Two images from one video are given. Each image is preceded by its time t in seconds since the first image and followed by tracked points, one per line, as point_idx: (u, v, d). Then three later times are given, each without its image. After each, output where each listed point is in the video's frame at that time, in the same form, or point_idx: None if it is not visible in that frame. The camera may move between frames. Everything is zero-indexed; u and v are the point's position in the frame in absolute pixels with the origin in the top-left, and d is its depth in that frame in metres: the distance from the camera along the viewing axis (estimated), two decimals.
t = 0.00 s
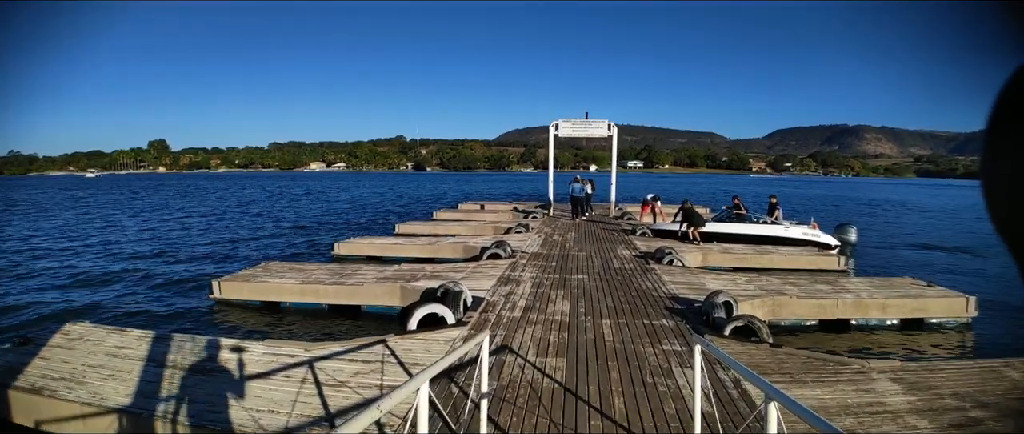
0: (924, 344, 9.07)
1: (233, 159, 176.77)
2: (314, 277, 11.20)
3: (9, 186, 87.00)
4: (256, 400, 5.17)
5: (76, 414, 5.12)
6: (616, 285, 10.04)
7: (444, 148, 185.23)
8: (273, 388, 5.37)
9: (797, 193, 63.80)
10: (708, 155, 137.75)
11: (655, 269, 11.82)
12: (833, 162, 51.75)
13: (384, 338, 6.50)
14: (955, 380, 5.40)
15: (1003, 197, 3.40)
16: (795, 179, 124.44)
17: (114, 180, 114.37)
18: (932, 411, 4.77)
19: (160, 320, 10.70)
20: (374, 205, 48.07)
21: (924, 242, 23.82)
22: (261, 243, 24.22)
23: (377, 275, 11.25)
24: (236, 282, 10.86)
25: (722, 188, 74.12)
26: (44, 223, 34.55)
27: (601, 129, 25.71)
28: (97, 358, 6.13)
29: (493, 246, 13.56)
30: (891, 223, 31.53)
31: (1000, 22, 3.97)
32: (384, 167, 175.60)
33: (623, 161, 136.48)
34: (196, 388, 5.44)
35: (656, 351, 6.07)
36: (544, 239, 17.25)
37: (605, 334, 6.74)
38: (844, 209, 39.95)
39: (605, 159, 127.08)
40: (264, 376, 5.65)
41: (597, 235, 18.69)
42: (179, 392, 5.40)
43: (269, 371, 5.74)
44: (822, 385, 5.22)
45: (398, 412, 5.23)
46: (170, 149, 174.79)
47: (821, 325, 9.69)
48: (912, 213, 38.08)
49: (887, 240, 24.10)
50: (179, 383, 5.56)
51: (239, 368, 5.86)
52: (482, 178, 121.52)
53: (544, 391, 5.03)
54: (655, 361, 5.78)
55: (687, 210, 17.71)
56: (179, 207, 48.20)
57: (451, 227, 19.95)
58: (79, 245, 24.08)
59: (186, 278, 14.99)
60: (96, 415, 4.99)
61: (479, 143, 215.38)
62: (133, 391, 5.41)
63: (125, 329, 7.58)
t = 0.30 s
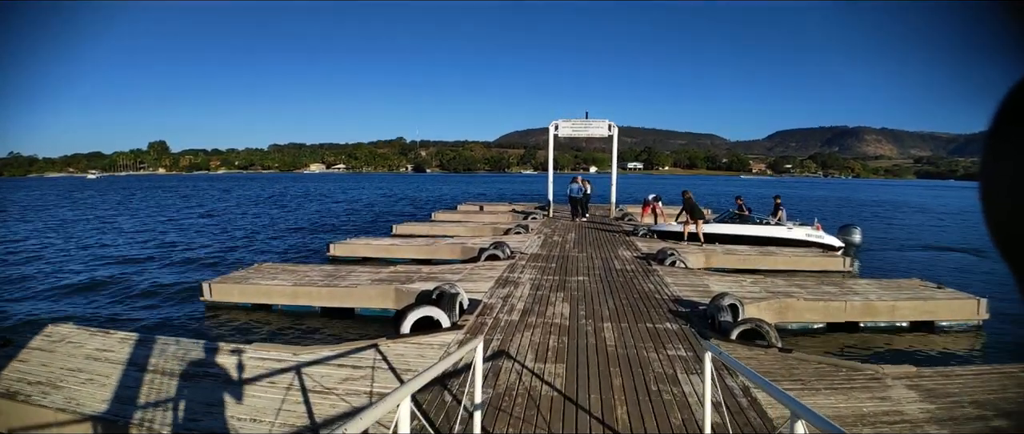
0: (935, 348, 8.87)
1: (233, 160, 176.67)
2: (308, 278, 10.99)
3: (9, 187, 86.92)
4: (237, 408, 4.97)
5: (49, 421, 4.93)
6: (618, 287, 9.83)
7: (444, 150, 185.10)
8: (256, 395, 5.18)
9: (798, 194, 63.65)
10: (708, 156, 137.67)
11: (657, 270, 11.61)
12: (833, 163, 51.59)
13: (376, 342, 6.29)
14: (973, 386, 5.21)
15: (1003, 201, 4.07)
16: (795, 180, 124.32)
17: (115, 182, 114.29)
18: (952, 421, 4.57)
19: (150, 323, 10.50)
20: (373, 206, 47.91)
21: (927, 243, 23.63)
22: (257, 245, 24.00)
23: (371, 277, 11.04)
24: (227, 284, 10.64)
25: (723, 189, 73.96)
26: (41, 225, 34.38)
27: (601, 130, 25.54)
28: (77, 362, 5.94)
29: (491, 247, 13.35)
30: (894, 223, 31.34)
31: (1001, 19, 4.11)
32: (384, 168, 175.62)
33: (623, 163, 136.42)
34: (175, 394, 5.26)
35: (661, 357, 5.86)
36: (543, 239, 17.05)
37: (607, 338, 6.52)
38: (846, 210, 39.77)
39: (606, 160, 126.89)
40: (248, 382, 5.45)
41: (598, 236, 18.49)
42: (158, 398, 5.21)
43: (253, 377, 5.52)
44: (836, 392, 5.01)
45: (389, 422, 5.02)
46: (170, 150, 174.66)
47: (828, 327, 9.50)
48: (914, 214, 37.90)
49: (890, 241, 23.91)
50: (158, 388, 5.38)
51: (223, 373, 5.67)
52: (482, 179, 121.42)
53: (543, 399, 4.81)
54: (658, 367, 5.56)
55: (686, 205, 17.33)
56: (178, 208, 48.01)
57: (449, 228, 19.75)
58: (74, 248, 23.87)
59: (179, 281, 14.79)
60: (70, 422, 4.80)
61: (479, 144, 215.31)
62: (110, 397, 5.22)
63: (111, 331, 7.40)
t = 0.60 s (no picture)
0: (943, 350, 8.70)
1: (233, 161, 176.49)
2: (300, 279, 10.80)
3: (7, 188, 86.79)
4: (215, 413, 4.81)
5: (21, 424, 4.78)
6: (617, 288, 9.64)
7: (443, 151, 184.99)
8: (236, 398, 5.02)
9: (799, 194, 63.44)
10: (708, 158, 137.47)
11: (657, 271, 11.44)
12: (834, 163, 51.46)
13: (364, 345, 6.12)
14: (987, 392, 5.04)
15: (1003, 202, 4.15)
16: (795, 181, 124.09)
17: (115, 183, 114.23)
18: (966, 429, 4.40)
19: (139, 324, 10.32)
20: (372, 207, 47.74)
21: (929, 243, 23.47)
22: (254, 245, 23.84)
23: (364, 278, 10.85)
24: (217, 285, 10.45)
25: (723, 190, 73.65)
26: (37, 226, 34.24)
27: (601, 129, 25.37)
28: (55, 363, 5.79)
29: (488, 247, 13.16)
30: (896, 224, 31.14)
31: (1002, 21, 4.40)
32: (384, 169, 175.48)
33: (623, 164, 136.40)
34: (152, 397, 5.09)
35: (660, 361, 5.67)
36: (541, 240, 16.87)
37: (605, 341, 6.34)
38: (847, 211, 39.55)
39: (605, 161, 126.60)
40: (229, 385, 5.29)
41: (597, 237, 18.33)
42: (135, 401, 5.05)
43: (235, 381, 5.35)
44: (844, 398, 4.83)
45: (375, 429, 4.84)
46: (169, 151, 174.51)
47: (833, 330, 9.33)
48: (917, 214, 37.67)
49: (893, 241, 23.70)
50: (136, 391, 5.21)
51: (205, 375, 5.50)
52: (481, 180, 121.35)
53: (536, 406, 4.63)
54: (657, 372, 5.38)
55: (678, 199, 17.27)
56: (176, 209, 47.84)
57: (446, 228, 19.56)
58: (69, 248, 23.73)
59: (173, 282, 14.62)
60: (41, 426, 4.64)
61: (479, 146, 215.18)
62: (85, 400, 5.06)
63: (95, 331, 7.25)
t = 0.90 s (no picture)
0: (952, 353, 8.52)
1: (232, 161, 176.30)
2: (292, 281, 10.61)
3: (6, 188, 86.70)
4: (194, 422, 4.65)
5: None
6: (618, 290, 9.44)
7: (443, 151, 185.02)
8: (216, 407, 4.85)
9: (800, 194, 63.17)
10: (708, 158, 137.18)
11: (658, 272, 11.25)
12: (835, 163, 51.22)
13: (353, 350, 5.93)
14: (1005, 400, 4.86)
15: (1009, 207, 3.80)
16: (796, 181, 123.91)
17: (116, 183, 114.32)
18: None
19: (128, 326, 10.15)
20: (371, 207, 47.53)
21: (933, 243, 23.25)
22: (251, 245, 23.67)
23: (357, 279, 10.66)
24: (207, 286, 10.27)
25: (723, 190, 73.40)
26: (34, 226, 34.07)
27: (601, 128, 25.16)
28: (32, 368, 5.62)
29: (485, 247, 12.96)
30: (899, 224, 30.89)
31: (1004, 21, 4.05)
32: (384, 169, 175.33)
33: (623, 164, 136.24)
34: (129, 404, 4.92)
35: (663, 367, 5.48)
36: (540, 240, 16.68)
37: (604, 346, 6.14)
38: (848, 211, 39.32)
39: (605, 162, 126.30)
40: (209, 394, 5.11)
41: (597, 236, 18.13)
42: (111, 409, 4.88)
43: (216, 389, 5.19)
44: (856, 407, 4.65)
45: None
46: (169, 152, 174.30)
47: (839, 333, 9.15)
48: (919, 214, 37.41)
49: (897, 241, 23.47)
50: (113, 399, 5.03)
51: (185, 382, 5.33)
52: (482, 180, 121.39)
53: (531, 416, 4.43)
54: (658, 378, 5.18)
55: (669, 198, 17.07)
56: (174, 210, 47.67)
57: (445, 228, 19.37)
58: (64, 249, 23.58)
59: (166, 284, 14.45)
60: None
61: (479, 146, 215.03)
62: (59, 407, 4.90)
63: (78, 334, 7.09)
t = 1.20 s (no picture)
0: (962, 356, 8.39)
1: (232, 162, 176.12)
2: (287, 282, 10.49)
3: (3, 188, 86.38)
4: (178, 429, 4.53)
5: None
6: (619, 291, 9.31)
7: (443, 151, 185.16)
8: (201, 413, 4.72)
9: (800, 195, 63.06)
10: (707, 159, 137.17)
11: (660, 272, 11.12)
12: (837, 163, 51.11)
13: (346, 353, 5.79)
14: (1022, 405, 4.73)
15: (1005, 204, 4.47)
16: (796, 181, 123.80)
17: (118, 184, 114.45)
18: None
19: (121, 328, 10.03)
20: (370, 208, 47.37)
21: (937, 244, 23.11)
22: (249, 246, 23.51)
23: (353, 280, 10.52)
24: (200, 287, 10.15)
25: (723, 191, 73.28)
26: (31, 227, 33.90)
27: (601, 128, 25.04)
28: (16, 372, 5.51)
29: (484, 248, 12.83)
30: (900, 225, 30.78)
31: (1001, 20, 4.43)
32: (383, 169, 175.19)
33: (623, 165, 136.21)
34: (112, 411, 4.79)
35: (666, 371, 5.34)
36: (540, 240, 16.52)
37: (606, 349, 6.00)
38: (849, 212, 39.22)
39: (605, 163, 126.18)
40: (195, 400, 4.98)
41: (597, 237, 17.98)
42: (92, 416, 4.75)
43: (202, 395, 5.07)
44: (868, 412, 4.52)
45: None
46: (168, 152, 174.06)
47: (846, 335, 9.02)
48: (920, 215, 37.28)
49: (899, 242, 23.34)
50: (96, 405, 4.91)
51: (171, 388, 5.21)
52: (482, 181, 121.40)
53: (530, 423, 4.28)
54: (662, 384, 5.03)
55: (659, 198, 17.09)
56: (173, 210, 47.51)
57: (444, 229, 19.24)
58: (60, 250, 23.41)
59: (161, 286, 14.31)
60: None
61: (479, 146, 214.97)
62: (39, 414, 4.78)
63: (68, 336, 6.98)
